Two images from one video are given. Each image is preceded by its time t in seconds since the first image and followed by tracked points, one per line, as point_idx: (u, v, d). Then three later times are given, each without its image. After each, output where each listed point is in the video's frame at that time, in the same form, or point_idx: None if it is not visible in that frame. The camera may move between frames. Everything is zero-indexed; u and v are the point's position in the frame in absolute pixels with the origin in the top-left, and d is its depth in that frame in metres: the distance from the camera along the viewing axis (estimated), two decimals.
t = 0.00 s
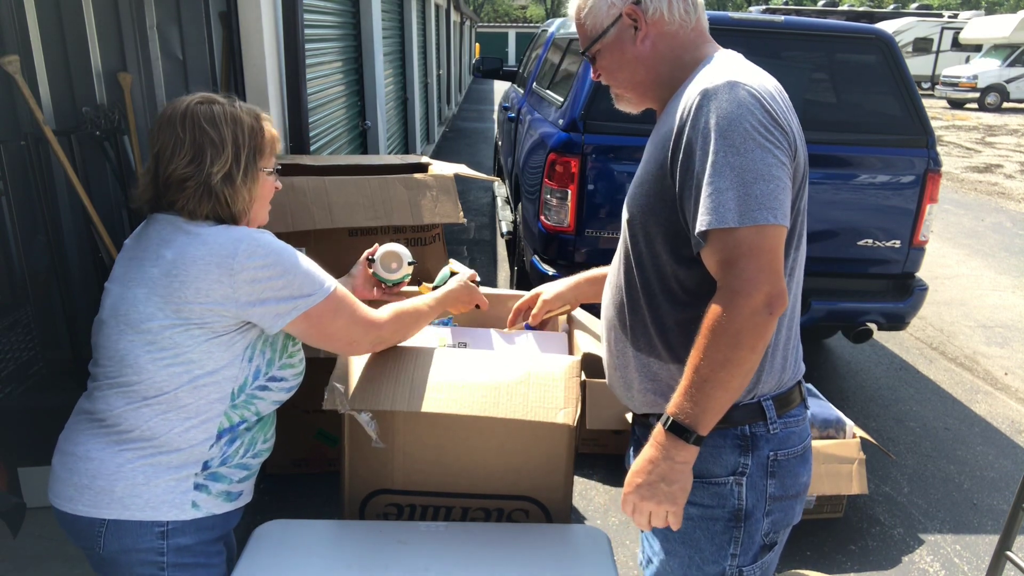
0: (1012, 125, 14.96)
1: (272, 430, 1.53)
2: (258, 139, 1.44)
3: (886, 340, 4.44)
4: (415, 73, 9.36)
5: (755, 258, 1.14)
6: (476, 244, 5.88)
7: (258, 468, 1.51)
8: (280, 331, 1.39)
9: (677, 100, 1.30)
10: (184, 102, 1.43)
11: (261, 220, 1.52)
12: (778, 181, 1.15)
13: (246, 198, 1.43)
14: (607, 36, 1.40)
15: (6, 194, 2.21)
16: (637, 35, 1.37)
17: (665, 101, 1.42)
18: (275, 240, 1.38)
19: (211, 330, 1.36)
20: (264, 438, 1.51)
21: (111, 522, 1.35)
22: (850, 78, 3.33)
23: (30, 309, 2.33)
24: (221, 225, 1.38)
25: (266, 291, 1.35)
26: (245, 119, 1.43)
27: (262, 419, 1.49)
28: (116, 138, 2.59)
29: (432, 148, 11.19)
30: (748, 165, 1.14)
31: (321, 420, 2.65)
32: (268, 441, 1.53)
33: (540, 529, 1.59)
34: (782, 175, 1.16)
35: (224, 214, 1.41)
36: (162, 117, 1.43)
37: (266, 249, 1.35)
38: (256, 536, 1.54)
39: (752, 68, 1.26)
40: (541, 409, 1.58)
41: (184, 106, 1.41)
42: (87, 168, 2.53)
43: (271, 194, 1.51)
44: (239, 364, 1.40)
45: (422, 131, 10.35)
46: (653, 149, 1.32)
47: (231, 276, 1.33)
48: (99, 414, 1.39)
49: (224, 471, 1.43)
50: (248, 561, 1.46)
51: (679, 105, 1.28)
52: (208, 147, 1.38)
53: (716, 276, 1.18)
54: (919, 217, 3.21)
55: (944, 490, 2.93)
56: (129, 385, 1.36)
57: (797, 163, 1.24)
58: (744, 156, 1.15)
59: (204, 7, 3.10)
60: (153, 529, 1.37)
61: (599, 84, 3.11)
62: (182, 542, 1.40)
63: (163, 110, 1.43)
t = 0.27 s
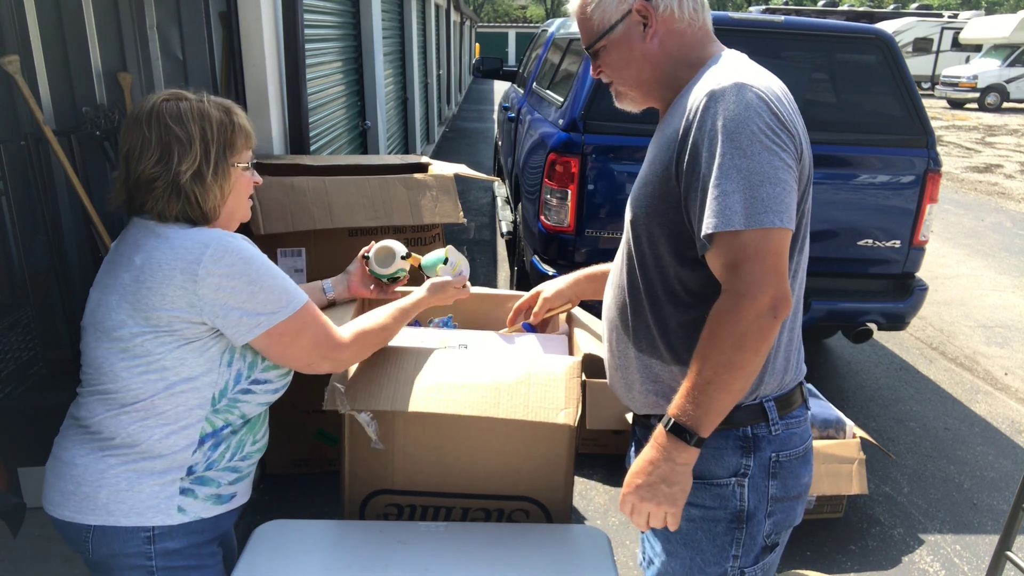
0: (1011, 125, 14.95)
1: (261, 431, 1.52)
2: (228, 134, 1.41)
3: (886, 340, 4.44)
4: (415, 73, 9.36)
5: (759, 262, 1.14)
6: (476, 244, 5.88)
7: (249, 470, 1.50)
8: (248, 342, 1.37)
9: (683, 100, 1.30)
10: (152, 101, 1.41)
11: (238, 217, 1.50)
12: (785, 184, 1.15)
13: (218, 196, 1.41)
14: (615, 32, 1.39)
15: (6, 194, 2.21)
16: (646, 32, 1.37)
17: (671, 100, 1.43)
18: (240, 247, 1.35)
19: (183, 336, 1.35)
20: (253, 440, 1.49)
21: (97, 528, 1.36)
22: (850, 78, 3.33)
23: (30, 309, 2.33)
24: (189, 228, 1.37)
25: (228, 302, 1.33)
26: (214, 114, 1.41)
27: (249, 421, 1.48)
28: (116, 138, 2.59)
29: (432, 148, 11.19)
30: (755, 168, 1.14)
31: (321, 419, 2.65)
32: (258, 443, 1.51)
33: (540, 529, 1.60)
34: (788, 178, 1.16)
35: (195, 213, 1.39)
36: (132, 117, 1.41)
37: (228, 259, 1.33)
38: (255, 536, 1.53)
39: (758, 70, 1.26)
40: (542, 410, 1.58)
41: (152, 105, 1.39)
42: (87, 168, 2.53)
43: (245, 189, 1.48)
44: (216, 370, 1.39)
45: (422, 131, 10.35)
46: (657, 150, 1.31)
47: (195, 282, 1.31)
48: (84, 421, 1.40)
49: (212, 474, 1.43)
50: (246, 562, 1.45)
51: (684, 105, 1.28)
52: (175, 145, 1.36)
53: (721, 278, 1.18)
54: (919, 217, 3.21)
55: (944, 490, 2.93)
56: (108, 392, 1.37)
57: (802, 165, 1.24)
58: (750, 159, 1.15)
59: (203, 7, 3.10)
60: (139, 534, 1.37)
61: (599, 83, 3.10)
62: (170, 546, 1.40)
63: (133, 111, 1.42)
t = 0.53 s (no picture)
0: (1011, 125, 14.95)
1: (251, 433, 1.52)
2: (206, 128, 1.41)
3: (886, 340, 4.44)
4: (415, 73, 9.36)
5: (767, 266, 1.14)
6: (476, 244, 5.88)
7: (240, 472, 1.50)
8: (225, 349, 1.37)
9: (688, 101, 1.30)
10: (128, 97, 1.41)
11: (219, 212, 1.50)
12: (792, 188, 1.16)
13: (199, 189, 1.41)
14: (619, 29, 1.38)
15: (6, 193, 2.20)
16: (651, 30, 1.37)
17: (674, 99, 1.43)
18: (217, 252, 1.35)
19: (164, 340, 1.34)
20: (242, 441, 1.50)
21: (87, 531, 1.36)
22: (850, 78, 3.33)
23: (30, 309, 2.33)
24: (164, 228, 1.36)
25: (203, 309, 1.33)
26: (191, 108, 1.41)
27: (237, 423, 1.48)
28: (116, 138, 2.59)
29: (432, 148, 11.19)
30: (763, 171, 1.15)
31: (321, 419, 2.66)
32: (248, 444, 1.52)
33: (540, 529, 1.59)
34: (796, 181, 1.16)
35: (177, 207, 1.39)
36: (107, 113, 1.41)
37: (205, 265, 1.33)
38: (255, 536, 1.53)
39: (764, 72, 1.26)
40: (541, 411, 1.58)
41: (129, 100, 1.39)
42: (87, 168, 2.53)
43: (225, 183, 1.48)
44: (201, 374, 1.39)
45: (422, 131, 10.35)
46: (660, 152, 1.31)
47: (173, 287, 1.31)
48: (70, 425, 1.41)
49: (202, 476, 1.43)
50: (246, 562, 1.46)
51: (690, 107, 1.28)
52: (153, 140, 1.36)
53: (728, 282, 1.19)
54: (919, 217, 3.21)
55: (944, 490, 2.93)
56: (92, 397, 1.37)
57: (808, 167, 1.25)
58: (759, 163, 1.15)
59: (203, 7, 3.10)
60: (130, 537, 1.37)
61: (599, 83, 3.10)
62: (162, 548, 1.40)
63: (107, 108, 1.41)
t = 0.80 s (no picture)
0: (1011, 125, 14.95)
1: (244, 432, 1.51)
2: (193, 124, 1.41)
3: (886, 340, 4.45)
4: (415, 73, 9.36)
5: (777, 269, 1.14)
6: (476, 244, 5.88)
7: (233, 471, 1.50)
8: (210, 351, 1.36)
9: (693, 102, 1.29)
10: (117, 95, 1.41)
11: (210, 209, 1.50)
12: (801, 190, 1.16)
13: (187, 185, 1.40)
14: (622, 28, 1.38)
15: (7, 193, 2.20)
16: (654, 29, 1.37)
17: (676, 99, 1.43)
18: (199, 254, 1.33)
19: (150, 341, 1.34)
20: (234, 440, 1.49)
21: (80, 531, 1.36)
22: (849, 78, 3.33)
23: (30, 309, 2.33)
24: (148, 228, 1.35)
25: (184, 312, 1.32)
26: (178, 105, 1.41)
27: (228, 422, 1.47)
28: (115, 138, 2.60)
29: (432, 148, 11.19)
30: (771, 173, 1.15)
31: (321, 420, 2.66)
32: (240, 443, 1.51)
33: (540, 529, 1.59)
34: (804, 183, 1.17)
35: (165, 203, 1.38)
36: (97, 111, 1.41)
37: (185, 268, 1.31)
38: (255, 536, 1.53)
39: (767, 71, 1.26)
40: (540, 411, 1.58)
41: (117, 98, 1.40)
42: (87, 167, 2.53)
43: (215, 179, 1.48)
44: (188, 374, 1.38)
45: (422, 131, 10.34)
46: (664, 153, 1.31)
47: (155, 289, 1.30)
48: (63, 426, 1.42)
49: (194, 476, 1.42)
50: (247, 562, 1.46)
51: (695, 108, 1.27)
52: (140, 136, 1.36)
53: (737, 285, 1.19)
54: (919, 217, 3.21)
55: (944, 490, 2.93)
56: (82, 397, 1.38)
57: (815, 168, 1.25)
58: (768, 165, 1.15)
59: (203, 7, 3.10)
60: (122, 537, 1.37)
61: (599, 83, 3.10)
62: (155, 548, 1.40)
63: (97, 107, 1.42)
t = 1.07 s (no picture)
0: (1011, 125, 14.95)
1: (242, 431, 1.51)
2: (188, 122, 1.40)
3: (885, 340, 4.45)
4: (415, 73, 9.36)
5: (783, 270, 1.15)
6: (476, 244, 5.88)
7: (232, 469, 1.50)
8: (206, 354, 1.35)
9: (697, 103, 1.29)
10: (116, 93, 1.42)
11: (208, 208, 1.49)
12: (806, 190, 1.16)
13: (178, 182, 1.40)
14: (626, 27, 1.38)
15: (6, 193, 2.19)
16: (659, 28, 1.37)
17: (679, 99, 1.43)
18: (195, 257, 1.33)
19: (146, 342, 1.34)
20: (232, 438, 1.48)
21: (78, 529, 1.37)
22: (849, 78, 3.33)
23: (30, 309, 2.33)
24: (144, 227, 1.35)
25: (180, 315, 1.32)
26: (173, 103, 1.41)
27: (226, 421, 1.47)
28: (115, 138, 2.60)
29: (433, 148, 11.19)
30: (778, 174, 1.15)
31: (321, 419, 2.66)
32: (238, 441, 1.50)
33: (540, 529, 1.59)
34: (809, 184, 1.17)
35: (155, 199, 1.38)
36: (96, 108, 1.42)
37: (181, 271, 1.31)
38: (255, 536, 1.53)
39: (770, 72, 1.26)
40: (540, 410, 1.58)
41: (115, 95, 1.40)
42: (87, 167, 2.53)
43: (211, 178, 1.47)
44: (185, 375, 1.38)
45: (422, 131, 10.34)
46: (668, 154, 1.31)
47: (152, 291, 1.30)
48: (62, 424, 1.42)
49: (192, 474, 1.42)
50: (248, 562, 1.46)
51: (700, 109, 1.27)
52: (133, 133, 1.36)
53: (742, 286, 1.19)
54: (919, 217, 3.21)
55: (944, 490, 2.93)
56: (80, 396, 1.38)
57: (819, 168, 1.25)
58: (774, 167, 1.15)
59: (203, 8, 3.10)
60: (120, 535, 1.37)
61: (599, 83, 3.10)
62: (153, 546, 1.40)
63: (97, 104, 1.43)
